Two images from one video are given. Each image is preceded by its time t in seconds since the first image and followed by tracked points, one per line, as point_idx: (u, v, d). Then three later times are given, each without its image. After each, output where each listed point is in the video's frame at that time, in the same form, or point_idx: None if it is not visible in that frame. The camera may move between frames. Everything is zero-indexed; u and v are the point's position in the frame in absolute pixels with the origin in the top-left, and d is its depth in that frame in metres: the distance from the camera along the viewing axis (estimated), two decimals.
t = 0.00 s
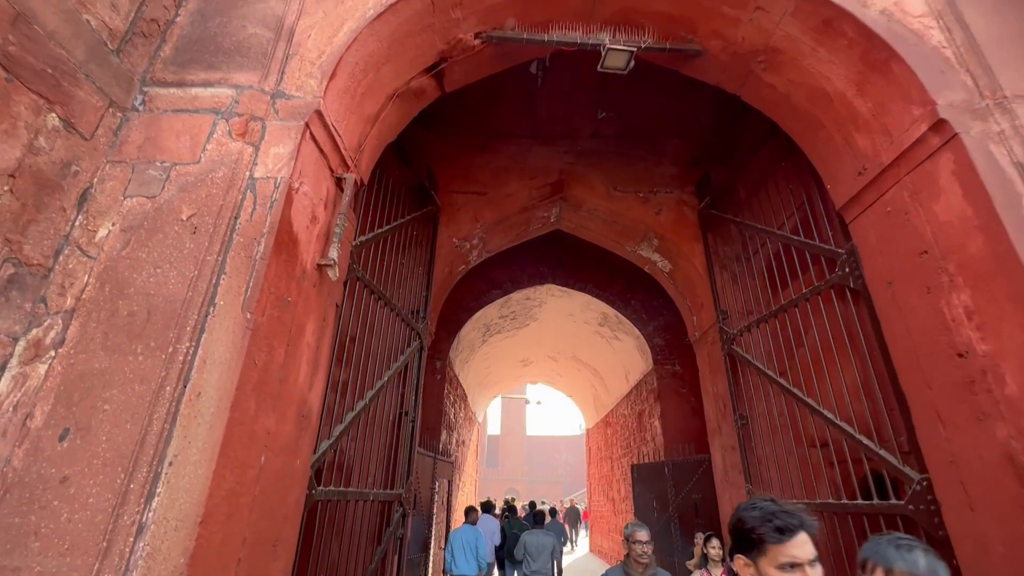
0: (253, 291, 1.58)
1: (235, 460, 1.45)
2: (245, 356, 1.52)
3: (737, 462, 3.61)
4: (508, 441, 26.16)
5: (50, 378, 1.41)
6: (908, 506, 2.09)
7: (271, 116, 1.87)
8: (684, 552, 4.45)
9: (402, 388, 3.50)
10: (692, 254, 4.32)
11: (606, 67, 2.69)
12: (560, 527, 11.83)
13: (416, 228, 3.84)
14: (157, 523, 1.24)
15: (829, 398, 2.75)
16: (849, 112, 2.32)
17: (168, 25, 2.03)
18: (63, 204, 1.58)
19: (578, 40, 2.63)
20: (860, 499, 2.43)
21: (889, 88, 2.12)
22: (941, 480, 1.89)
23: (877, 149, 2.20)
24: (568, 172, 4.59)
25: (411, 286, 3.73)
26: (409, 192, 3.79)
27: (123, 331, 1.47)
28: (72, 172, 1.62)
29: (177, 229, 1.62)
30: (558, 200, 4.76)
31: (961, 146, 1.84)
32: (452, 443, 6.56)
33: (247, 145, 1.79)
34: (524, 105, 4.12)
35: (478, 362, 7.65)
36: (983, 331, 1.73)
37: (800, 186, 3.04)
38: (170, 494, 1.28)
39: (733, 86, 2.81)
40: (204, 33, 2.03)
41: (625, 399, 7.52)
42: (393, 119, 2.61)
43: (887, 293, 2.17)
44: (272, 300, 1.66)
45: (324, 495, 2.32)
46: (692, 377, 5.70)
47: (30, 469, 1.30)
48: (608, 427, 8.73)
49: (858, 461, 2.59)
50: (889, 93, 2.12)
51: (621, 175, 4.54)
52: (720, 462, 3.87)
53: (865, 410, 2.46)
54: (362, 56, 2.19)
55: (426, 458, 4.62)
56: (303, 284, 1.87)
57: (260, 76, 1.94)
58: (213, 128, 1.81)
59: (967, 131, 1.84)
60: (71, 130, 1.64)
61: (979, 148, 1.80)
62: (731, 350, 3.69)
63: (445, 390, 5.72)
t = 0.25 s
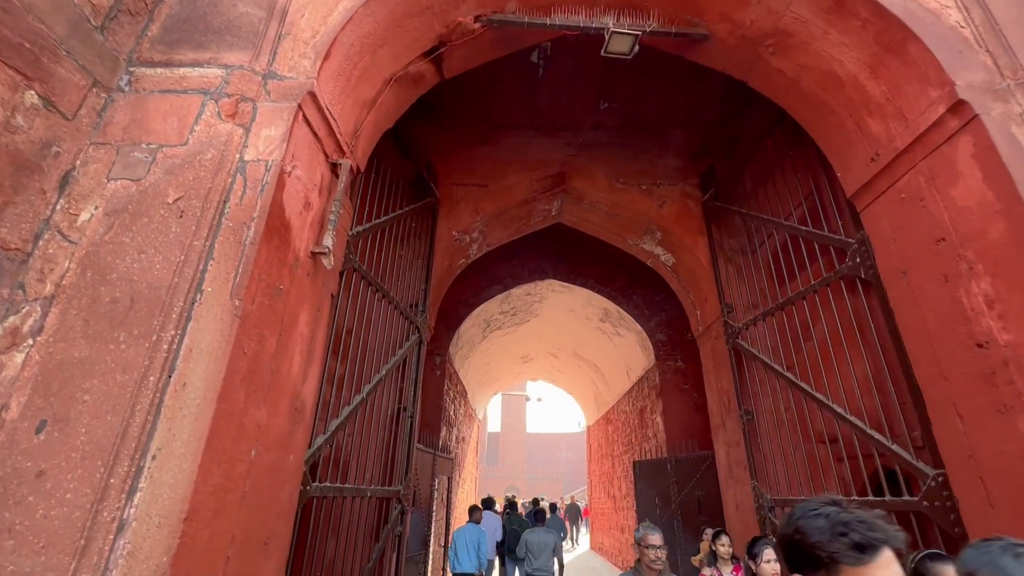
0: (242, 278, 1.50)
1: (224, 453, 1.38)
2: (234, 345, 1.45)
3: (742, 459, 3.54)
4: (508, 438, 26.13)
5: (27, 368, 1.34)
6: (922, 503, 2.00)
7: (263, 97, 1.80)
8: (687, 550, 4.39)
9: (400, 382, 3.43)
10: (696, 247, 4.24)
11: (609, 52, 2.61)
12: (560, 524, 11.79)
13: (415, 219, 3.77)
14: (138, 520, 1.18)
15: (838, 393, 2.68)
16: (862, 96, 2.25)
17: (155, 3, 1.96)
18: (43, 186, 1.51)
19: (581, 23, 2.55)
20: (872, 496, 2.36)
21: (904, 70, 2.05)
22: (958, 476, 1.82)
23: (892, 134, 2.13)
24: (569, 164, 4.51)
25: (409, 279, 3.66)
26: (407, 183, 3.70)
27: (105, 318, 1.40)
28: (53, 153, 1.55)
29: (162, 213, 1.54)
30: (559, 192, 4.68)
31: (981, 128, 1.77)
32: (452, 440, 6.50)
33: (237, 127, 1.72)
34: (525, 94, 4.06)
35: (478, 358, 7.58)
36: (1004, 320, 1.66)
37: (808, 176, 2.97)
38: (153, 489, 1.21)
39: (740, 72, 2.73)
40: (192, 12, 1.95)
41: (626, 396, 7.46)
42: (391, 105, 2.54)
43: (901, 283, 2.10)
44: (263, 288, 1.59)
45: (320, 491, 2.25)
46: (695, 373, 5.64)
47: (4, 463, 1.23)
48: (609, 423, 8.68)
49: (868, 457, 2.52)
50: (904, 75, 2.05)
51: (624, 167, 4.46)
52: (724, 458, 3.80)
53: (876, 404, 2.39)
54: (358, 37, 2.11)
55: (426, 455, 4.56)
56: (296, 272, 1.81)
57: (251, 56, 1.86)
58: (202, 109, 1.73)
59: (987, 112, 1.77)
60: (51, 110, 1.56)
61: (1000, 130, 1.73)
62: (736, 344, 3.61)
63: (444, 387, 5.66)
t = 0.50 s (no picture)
0: (229, 262, 1.43)
1: (209, 446, 1.31)
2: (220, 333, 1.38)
3: (746, 456, 3.47)
4: (507, 437, 26.08)
5: None
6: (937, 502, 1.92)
7: (253, 77, 1.73)
8: (690, 549, 4.33)
9: (397, 377, 3.36)
10: (699, 241, 4.14)
11: (612, 37, 2.54)
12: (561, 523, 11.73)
13: (412, 212, 3.69)
14: (115, 516, 1.11)
15: (847, 387, 2.61)
16: (874, 80, 2.17)
17: None
18: (19, 167, 1.44)
19: (583, 7, 2.48)
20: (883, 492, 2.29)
21: (919, 52, 1.98)
22: (976, 471, 1.75)
23: (905, 118, 2.05)
24: (570, 156, 4.43)
25: (406, 272, 3.58)
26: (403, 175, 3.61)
27: (84, 304, 1.33)
28: (31, 133, 1.48)
29: (146, 195, 1.47)
30: (560, 186, 4.57)
31: (1000, 109, 1.70)
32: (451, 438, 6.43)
33: (226, 107, 1.65)
34: (525, 86, 4.00)
35: (478, 356, 7.51)
36: None
37: (815, 165, 2.89)
38: (131, 484, 1.15)
39: (746, 58, 2.66)
40: None
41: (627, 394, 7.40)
42: (388, 91, 2.47)
43: (915, 273, 2.03)
44: (252, 274, 1.52)
45: (314, 488, 2.18)
46: (697, 370, 5.58)
47: None
48: (609, 422, 8.63)
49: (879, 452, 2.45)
50: (918, 57, 1.98)
51: (625, 160, 4.39)
52: (728, 456, 3.72)
53: (887, 399, 2.32)
54: (352, 18, 2.04)
55: (424, 453, 4.49)
56: (288, 260, 1.74)
57: (241, 34, 1.79)
58: (189, 88, 1.66)
59: (1007, 93, 1.70)
60: (29, 87, 1.49)
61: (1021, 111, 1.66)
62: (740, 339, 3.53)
63: (443, 384, 5.59)
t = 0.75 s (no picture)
0: (214, 247, 1.36)
1: (191, 440, 1.24)
2: (204, 321, 1.30)
3: (751, 453, 3.40)
4: (508, 436, 26.03)
5: None
6: (954, 499, 1.86)
7: (242, 56, 1.65)
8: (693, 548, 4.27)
9: (395, 374, 3.28)
10: (703, 235, 4.07)
11: (615, 22, 2.46)
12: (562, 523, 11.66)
13: (410, 205, 3.62)
14: (87, 514, 1.04)
15: (856, 383, 2.54)
16: (887, 63, 2.10)
17: None
18: None
19: None
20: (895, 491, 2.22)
21: (935, 32, 1.90)
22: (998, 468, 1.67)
23: (922, 101, 1.98)
24: (571, 149, 4.36)
25: (404, 266, 3.51)
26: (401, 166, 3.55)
27: (59, 290, 1.25)
28: (6, 111, 1.41)
29: (126, 176, 1.40)
30: (561, 179, 4.50)
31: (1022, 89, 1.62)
32: (451, 436, 6.36)
33: (212, 87, 1.57)
34: (525, 77, 3.94)
35: (478, 354, 7.44)
36: None
37: (823, 155, 2.82)
38: (105, 480, 1.07)
39: (752, 44, 2.58)
40: None
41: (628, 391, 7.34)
42: (384, 77, 2.40)
43: (930, 262, 1.95)
44: (239, 260, 1.44)
45: (309, 487, 2.11)
46: (699, 367, 5.52)
47: None
48: (610, 420, 8.58)
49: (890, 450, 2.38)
50: (934, 38, 1.91)
51: (628, 153, 4.31)
52: (732, 454, 3.65)
53: (899, 394, 2.25)
54: None
55: (423, 450, 4.42)
56: (279, 247, 1.67)
57: (229, 12, 1.71)
58: (173, 67, 1.58)
59: None
60: (4, 63, 1.42)
61: None
62: (744, 334, 3.46)
63: (443, 382, 5.52)
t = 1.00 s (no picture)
0: (195, 237, 1.28)
1: (169, 442, 1.16)
2: (186, 315, 1.23)
3: (756, 455, 3.32)
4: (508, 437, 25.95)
5: None
6: (973, 502, 1.79)
7: (229, 38, 1.57)
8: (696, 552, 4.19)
9: (392, 373, 3.21)
10: (706, 232, 4.01)
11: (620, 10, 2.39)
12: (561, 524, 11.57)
13: (409, 201, 3.54)
14: (53, 522, 0.97)
15: (867, 382, 2.46)
16: (902, 50, 2.02)
17: None
18: None
19: None
20: (909, 494, 2.14)
21: (953, 17, 1.83)
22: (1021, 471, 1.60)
23: (939, 89, 1.90)
24: (572, 145, 4.29)
25: (402, 263, 3.44)
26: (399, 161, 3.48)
27: (29, 281, 1.18)
28: None
29: (104, 162, 1.32)
30: (562, 175, 4.45)
31: None
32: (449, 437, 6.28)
33: (197, 70, 1.50)
34: (525, 71, 3.87)
35: (477, 353, 7.37)
36: None
37: (831, 148, 2.75)
38: (74, 485, 1.00)
39: (760, 34, 2.51)
40: None
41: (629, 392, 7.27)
42: (381, 66, 2.33)
43: (948, 256, 1.88)
44: (224, 251, 1.36)
45: (302, 489, 2.02)
46: (701, 367, 5.45)
47: None
48: (610, 421, 8.51)
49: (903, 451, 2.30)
50: (952, 22, 1.83)
51: (630, 149, 4.23)
52: (737, 455, 3.58)
53: (913, 393, 2.17)
54: None
55: (421, 452, 4.34)
56: (267, 239, 1.59)
57: None
58: (156, 49, 1.51)
59: None
60: None
61: None
62: (748, 332, 3.38)
63: (442, 382, 5.45)
